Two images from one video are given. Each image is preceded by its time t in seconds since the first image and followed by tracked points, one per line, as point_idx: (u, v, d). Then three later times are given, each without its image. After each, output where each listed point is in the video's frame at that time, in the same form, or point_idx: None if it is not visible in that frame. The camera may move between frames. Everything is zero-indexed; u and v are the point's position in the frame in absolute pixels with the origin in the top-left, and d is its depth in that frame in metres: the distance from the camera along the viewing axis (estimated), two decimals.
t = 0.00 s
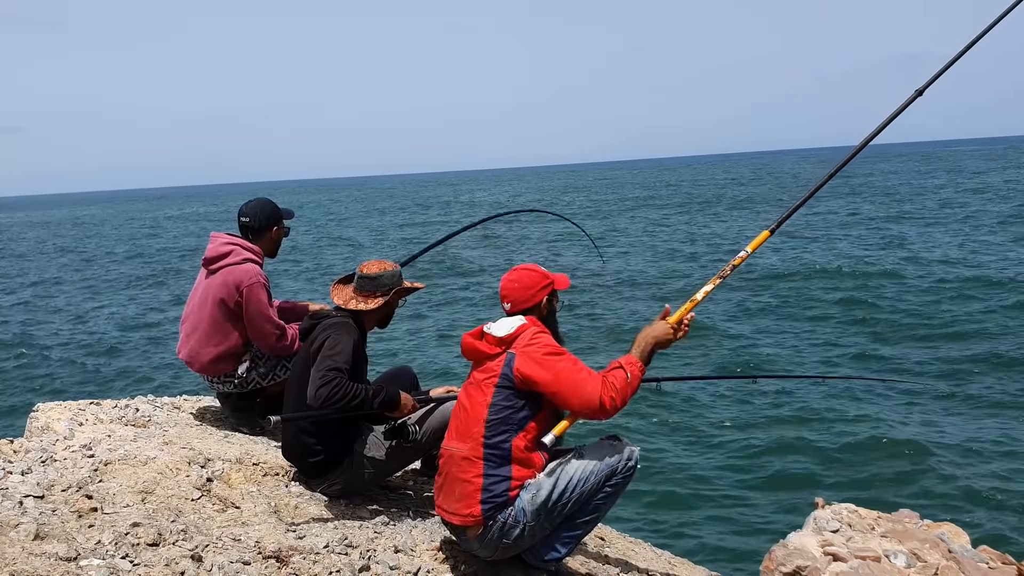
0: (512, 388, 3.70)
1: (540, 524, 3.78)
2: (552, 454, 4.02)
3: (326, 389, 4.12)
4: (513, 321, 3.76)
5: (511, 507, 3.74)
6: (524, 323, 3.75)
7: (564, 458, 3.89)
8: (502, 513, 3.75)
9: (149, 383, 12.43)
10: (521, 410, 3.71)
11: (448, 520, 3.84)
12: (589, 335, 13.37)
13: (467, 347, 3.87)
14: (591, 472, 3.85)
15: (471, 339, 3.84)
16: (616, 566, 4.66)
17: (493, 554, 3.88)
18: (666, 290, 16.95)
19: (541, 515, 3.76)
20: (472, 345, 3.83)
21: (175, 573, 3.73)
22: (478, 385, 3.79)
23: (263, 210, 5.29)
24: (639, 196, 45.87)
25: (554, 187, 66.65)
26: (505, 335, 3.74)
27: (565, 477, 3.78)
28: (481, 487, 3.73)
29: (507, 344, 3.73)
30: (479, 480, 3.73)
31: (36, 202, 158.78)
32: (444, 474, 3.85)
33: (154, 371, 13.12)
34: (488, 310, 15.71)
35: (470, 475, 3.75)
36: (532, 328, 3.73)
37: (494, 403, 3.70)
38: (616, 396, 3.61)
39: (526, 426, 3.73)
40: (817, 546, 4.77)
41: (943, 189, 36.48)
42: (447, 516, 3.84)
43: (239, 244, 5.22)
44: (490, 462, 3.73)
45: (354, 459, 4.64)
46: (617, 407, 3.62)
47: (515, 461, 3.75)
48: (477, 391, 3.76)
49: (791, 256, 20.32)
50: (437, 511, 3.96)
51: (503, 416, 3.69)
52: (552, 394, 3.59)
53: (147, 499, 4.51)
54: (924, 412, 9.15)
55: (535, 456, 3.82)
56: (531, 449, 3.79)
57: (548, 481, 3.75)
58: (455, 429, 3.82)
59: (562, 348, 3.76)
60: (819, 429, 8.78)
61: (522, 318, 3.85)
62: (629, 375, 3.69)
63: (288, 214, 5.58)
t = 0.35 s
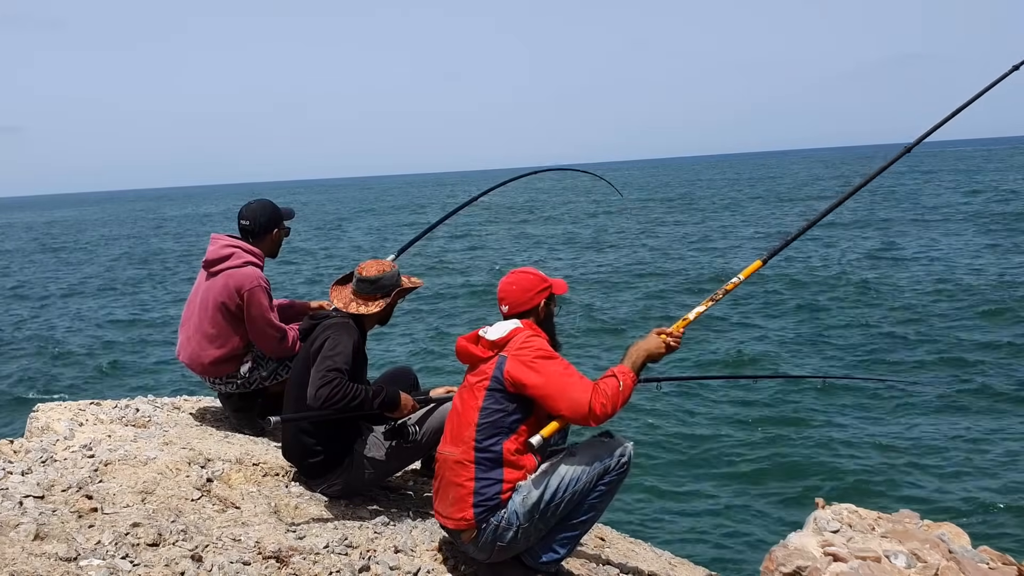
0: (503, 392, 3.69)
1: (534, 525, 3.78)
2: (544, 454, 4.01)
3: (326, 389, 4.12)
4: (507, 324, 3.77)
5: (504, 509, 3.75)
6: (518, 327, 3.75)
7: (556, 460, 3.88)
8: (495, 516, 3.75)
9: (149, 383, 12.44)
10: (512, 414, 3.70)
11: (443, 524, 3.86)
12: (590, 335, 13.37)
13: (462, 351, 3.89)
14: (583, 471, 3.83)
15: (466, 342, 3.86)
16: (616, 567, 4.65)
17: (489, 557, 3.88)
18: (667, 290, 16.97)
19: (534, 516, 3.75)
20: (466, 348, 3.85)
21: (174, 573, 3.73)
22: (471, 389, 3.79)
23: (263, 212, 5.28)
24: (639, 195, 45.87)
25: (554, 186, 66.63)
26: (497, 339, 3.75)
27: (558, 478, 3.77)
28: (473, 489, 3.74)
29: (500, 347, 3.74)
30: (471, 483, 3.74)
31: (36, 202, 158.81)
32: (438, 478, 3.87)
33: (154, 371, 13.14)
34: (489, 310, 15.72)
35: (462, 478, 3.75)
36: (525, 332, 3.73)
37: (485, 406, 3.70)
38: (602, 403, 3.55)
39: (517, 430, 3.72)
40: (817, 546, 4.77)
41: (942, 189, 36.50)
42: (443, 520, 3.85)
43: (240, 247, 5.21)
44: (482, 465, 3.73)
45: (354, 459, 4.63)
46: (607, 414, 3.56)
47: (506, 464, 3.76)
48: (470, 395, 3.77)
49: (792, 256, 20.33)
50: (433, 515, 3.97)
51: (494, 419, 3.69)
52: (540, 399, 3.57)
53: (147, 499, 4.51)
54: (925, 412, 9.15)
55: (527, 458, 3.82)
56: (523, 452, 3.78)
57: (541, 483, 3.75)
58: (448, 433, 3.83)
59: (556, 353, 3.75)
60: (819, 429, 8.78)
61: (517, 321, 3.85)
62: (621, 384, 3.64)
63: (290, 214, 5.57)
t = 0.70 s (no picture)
0: (501, 392, 3.70)
1: (534, 524, 3.78)
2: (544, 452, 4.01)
3: (326, 389, 4.12)
4: (506, 325, 3.77)
5: (503, 508, 3.76)
6: (516, 327, 3.76)
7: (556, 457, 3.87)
8: (494, 515, 3.76)
9: (149, 383, 12.45)
10: (510, 414, 3.71)
11: (443, 524, 3.87)
12: (591, 335, 13.36)
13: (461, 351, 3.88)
14: (582, 468, 3.82)
15: (464, 342, 3.86)
16: (617, 567, 4.64)
17: (490, 556, 3.89)
18: (667, 289, 17.00)
19: (534, 514, 3.75)
20: (464, 348, 3.85)
21: (175, 573, 3.73)
22: (469, 389, 3.80)
23: (260, 213, 5.26)
24: (639, 195, 45.90)
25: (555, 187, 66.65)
26: (495, 340, 3.75)
27: (556, 476, 3.77)
28: (473, 489, 3.75)
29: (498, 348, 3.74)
30: (470, 483, 3.74)
31: (36, 202, 158.86)
32: (437, 478, 3.88)
33: (155, 371, 13.16)
34: (490, 311, 15.72)
35: (461, 478, 3.76)
36: (523, 332, 3.73)
37: (483, 407, 3.70)
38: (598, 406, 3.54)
39: (516, 431, 3.73)
40: (817, 546, 4.77)
41: (942, 189, 36.52)
42: (443, 521, 3.86)
43: (238, 250, 5.19)
44: (481, 465, 3.73)
45: (354, 460, 4.63)
46: (603, 418, 3.55)
47: (506, 463, 3.76)
48: (468, 395, 3.78)
49: (793, 257, 20.31)
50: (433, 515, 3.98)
51: (493, 419, 3.69)
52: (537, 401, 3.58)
53: (148, 499, 4.51)
54: (925, 411, 9.14)
55: (526, 457, 3.82)
56: (522, 452, 3.78)
57: (540, 482, 3.75)
58: (447, 433, 3.83)
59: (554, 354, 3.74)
60: (818, 429, 8.79)
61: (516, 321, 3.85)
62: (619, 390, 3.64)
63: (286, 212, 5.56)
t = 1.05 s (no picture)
0: (496, 389, 3.70)
1: (532, 521, 3.78)
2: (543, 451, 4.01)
3: (326, 389, 4.12)
4: (501, 322, 3.78)
5: (501, 504, 3.76)
6: (511, 324, 3.77)
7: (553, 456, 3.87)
8: (492, 513, 3.75)
9: (150, 383, 12.46)
10: (505, 411, 3.70)
11: (442, 523, 3.85)
12: (591, 335, 13.36)
13: (457, 351, 3.90)
14: (580, 466, 3.83)
15: (460, 341, 3.87)
16: (617, 568, 4.64)
17: (488, 555, 3.88)
18: (667, 288, 17.02)
19: (531, 511, 3.75)
20: (461, 347, 3.87)
21: (175, 573, 3.73)
22: (465, 386, 3.80)
23: (258, 214, 5.27)
24: (640, 196, 45.92)
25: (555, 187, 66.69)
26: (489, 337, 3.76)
27: (554, 474, 3.77)
28: (470, 486, 3.74)
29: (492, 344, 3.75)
30: (467, 480, 3.74)
31: (36, 202, 158.84)
32: (435, 478, 3.87)
33: (155, 371, 13.16)
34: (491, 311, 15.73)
35: (458, 476, 3.75)
36: (517, 329, 3.73)
37: (478, 403, 3.71)
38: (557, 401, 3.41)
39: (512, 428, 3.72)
40: (817, 547, 4.77)
41: (943, 189, 36.52)
42: (441, 520, 3.85)
43: (237, 252, 5.19)
44: (477, 462, 3.73)
45: (354, 460, 4.63)
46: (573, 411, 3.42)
47: (503, 460, 3.75)
48: (463, 392, 3.78)
49: (792, 257, 20.32)
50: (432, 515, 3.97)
51: (488, 415, 3.69)
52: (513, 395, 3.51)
53: (148, 499, 4.51)
54: (925, 410, 9.16)
55: (523, 455, 3.81)
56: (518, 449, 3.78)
57: (537, 479, 3.75)
58: (444, 432, 3.83)
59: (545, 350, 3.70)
60: (819, 428, 8.79)
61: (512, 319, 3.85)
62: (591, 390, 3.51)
63: (284, 212, 5.56)
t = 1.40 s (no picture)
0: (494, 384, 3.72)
1: (533, 517, 3.77)
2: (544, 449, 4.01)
3: (327, 389, 4.12)
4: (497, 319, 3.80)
5: (503, 500, 3.75)
6: (507, 320, 3.78)
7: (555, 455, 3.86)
8: (493, 509, 3.75)
9: (150, 383, 12.48)
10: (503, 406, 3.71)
11: (443, 521, 3.85)
12: (591, 335, 13.36)
13: (454, 348, 3.91)
14: (581, 466, 3.80)
15: (458, 337, 3.88)
16: (616, 569, 4.64)
17: (491, 553, 3.88)
18: (667, 288, 17.04)
19: (532, 507, 3.75)
20: (459, 343, 3.88)
21: (175, 573, 3.73)
22: (463, 383, 3.82)
23: (256, 214, 5.26)
24: (640, 196, 45.95)
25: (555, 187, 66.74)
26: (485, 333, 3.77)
27: (555, 470, 3.77)
28: (471, 481, 3.74)
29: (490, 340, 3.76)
30: (468, 475, 3.74)
31: (36, 202, 158.87)
32: (436, 475, 3.87)
33: (155, 371, 13.17)
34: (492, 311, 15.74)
35: (459, 470, 3.75)
36: (514, 323, 3.74)
37: (477, 398, 3.72)
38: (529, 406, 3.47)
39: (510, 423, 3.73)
40: (817, 547, 4.77)
41: (943, 189, 36.55)
42: (443, 517, 3.84)
43: (236, 254, 5.19)
44: (478, 457, 3.73)
45: (354, 460, 4.63)
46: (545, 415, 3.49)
47: (503, 455, 3.76)
48: (462, 388, 3.80)
49: (794, 256, 20.33)
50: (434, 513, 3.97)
51: (487, 409, 3.71)
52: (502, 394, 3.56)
53: (148, 499, 4.51)
54: (925, 410, 9.16)
55: (522, 453, 3.82)
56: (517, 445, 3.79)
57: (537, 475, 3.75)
58: (444, 429, 3.84)
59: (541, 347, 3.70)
60: (819, 428, 8.80)
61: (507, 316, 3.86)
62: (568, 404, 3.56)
63: (281, 212, 5.55)
